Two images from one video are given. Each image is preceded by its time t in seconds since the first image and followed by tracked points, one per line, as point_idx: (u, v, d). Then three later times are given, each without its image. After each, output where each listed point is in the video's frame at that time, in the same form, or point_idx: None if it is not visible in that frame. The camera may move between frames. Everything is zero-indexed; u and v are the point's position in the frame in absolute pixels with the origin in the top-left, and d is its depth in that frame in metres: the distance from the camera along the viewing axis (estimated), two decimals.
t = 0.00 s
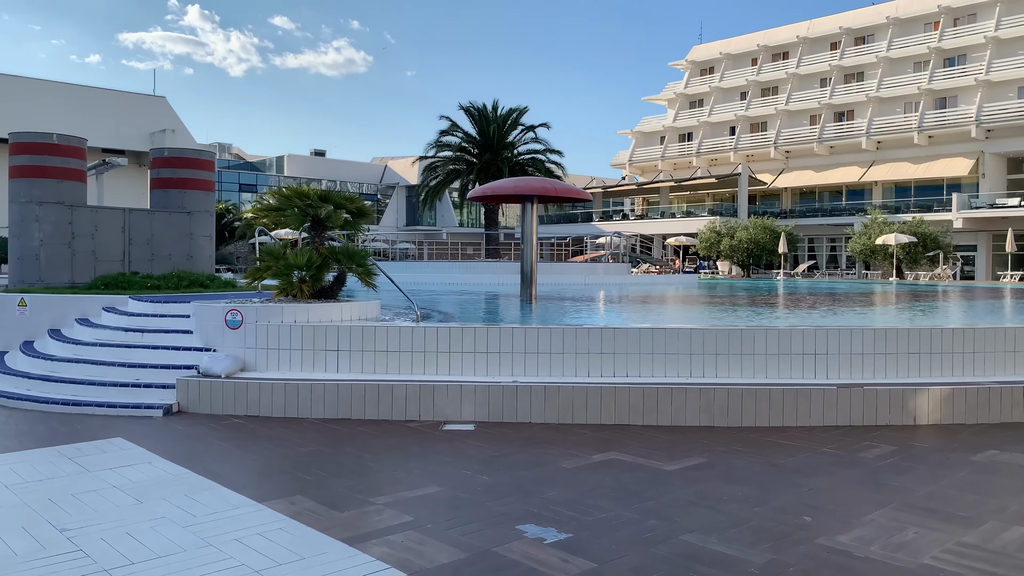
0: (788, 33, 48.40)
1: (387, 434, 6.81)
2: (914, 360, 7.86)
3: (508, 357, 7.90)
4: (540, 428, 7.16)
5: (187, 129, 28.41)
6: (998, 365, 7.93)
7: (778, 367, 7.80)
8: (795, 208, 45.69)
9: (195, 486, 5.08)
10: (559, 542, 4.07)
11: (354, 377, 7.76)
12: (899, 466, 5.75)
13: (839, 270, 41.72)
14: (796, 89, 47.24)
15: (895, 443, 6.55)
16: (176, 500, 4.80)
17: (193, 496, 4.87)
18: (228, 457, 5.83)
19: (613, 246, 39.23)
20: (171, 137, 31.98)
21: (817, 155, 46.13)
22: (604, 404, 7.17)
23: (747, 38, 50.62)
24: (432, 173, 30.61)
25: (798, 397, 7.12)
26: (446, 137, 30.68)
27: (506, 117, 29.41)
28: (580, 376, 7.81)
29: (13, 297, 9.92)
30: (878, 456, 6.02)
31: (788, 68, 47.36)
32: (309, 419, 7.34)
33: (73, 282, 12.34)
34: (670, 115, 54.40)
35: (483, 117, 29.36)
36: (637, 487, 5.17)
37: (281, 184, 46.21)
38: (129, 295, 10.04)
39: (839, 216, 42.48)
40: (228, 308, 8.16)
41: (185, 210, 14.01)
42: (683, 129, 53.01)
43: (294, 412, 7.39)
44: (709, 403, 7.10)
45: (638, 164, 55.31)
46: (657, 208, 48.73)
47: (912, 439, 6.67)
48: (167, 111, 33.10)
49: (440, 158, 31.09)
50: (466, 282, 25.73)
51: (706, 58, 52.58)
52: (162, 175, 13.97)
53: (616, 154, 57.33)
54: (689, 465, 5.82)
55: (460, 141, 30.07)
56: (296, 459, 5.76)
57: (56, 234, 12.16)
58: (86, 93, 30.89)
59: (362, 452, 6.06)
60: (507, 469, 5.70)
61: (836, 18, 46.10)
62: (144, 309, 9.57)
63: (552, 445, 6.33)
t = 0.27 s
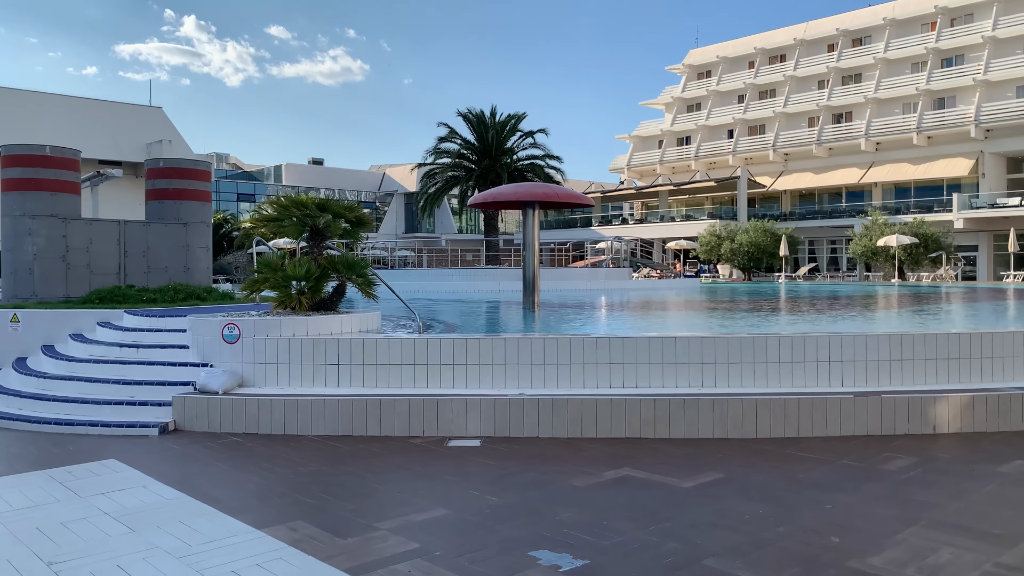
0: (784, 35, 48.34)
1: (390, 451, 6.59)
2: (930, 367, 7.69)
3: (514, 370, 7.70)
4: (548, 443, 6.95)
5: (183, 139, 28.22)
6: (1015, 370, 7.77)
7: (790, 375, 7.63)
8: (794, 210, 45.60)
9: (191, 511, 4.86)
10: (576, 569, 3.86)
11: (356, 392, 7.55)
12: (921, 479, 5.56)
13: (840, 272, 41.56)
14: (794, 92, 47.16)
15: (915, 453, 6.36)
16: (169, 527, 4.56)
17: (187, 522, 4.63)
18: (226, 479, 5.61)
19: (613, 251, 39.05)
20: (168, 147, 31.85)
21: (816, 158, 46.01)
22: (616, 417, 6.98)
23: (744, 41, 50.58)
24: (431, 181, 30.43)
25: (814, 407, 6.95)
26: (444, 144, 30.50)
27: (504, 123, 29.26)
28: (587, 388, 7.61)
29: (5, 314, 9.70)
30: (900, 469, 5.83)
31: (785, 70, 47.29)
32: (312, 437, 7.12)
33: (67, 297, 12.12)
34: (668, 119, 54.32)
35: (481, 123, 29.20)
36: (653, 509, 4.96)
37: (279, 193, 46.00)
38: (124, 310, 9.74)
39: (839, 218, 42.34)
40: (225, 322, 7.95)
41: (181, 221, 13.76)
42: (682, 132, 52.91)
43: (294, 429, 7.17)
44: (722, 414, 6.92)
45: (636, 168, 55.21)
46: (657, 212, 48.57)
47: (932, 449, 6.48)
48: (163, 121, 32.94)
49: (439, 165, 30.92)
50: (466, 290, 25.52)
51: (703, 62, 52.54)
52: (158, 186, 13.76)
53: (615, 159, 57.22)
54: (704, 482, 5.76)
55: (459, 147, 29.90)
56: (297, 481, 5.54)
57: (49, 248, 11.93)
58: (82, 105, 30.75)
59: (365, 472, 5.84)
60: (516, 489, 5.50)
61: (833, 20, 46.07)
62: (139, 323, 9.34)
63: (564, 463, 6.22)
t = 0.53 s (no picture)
0: (788, 39, 48.19)
1: (393, 463, 6.37)
2: (951, 375, 7.47)
3: (521, 378, 7.48)
4: (557, 455, 6.73)
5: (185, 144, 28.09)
6: None
7: (804, 384, 7.42)
8: (799, 215, 45.36)
9: (184, 527, 4.61)
10: None
11: (358, 402, 7.32)
12: (949, 493, 5.33)
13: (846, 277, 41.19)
14: (798, 96, 46.97)
15: (939, 464, 6.13)
16: (160, 545, 4.32)
17: (179, 540, 4.39)
18: (223, 493, 5.38)
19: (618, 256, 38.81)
20: (169, 152, 31.83)
21: (821, 162, 45.78)
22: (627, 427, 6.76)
23: (748, 45, 50.43)
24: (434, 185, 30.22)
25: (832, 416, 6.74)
26: (447, 149, 30.29)
27: (508, 127, 29.07)
28: (596, 397, 7.39)
29: None
30: (925, 482, 5.59)
31: (789, 74, 47.12)
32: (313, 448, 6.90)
33: (64, 303, 11.89)
34: (672, 124, 54.14)
35: (484, 128, 29.01)
36: (671, 526, 4.73)
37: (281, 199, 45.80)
38: (120, 316, 9.62)
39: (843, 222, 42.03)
40: (222, 329, 7.71)
41: (180, 226, 13.56)
42: (685, 137, 52.71)
43: (294, 440, 6.94)
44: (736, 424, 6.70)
45: (640, 173, 55.01)
46: (661, 217, 48.34)
47: (956, 460, 6.26)
48: (164, 127, 32.94)
49: (442, 170, 30.72)
50: (470, 295, 25.28)
51: (707, 66, 52.40)
52: (156, 190, 13.56)
53: (618, 164, 57.03)
54: (720, 496, 5.61)
55: (462, 152, 29.70)
56: (297, 495, 5.31)
57: (45, 253, 11.71)
58: (84, 110, 30.61)
59: (367, 486, 5.62)
60: (525, 505, 5.28)
61: (838, 23, 45.90)
62: (135, 330, 9.11)
63: (575, 477, 6.05)
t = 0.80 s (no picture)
0: (816, 42, 47.44)
1: (408, 467, 6.16)
2: (992, 387, 7.12)
3: (542, 381, 7.24)
4: (577, 463, 6.49)
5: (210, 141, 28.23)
6: None
7: (838, 393, 7.11)
8: (825, 219, 44.61)
9: (189, 531, 4.44)
10: None
11: (374, 402, 7.13)
12: (995, 513, 5.01)
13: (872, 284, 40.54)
14: (825, 99, 46.20)
15: (982, 481, 5.80)
16: (163, 549, 4.15)
17: (183, 546, 4.22)
18: (232, 495, 5.21)
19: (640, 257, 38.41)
20: (193, 147, 31.98)
21: (848, 166, 44.99)
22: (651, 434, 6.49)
23: (775, 47, 49.72)
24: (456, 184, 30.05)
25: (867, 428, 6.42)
26: (470, 148, 30.10)
27: (532, 126, 28.83)
28: (620, 403, 7.13)
29: (17, 312, 9.38)
30: (968, 500, 5.28)
31: (817, 77, 46.37)
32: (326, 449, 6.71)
33: (82, 296, 11.87)
34: (697, 126, 53.57)
35: (507, 127, 28.79)
36: (699, 542, 4.47)
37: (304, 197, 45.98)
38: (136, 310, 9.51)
39: (869, 228, 41.31)
40: (237, 325, 7.56)
41: (199, 221, 13.51)
42: (710, 139, 52.11)
43: (308, 441, 6.75)
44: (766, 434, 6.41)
45: (664, 175, 54.49)
46: (684, 219, 47.81)
47: (999, 477, 5.93)
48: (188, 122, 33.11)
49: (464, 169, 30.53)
50: (490, 295, 25.10)
51: (733, 68, 51.78)
52: (177, 184, 13.52)
53: (642, 165, 56.55)
54: (750, 510, 5.34)
55: (485, 151, 29.51)
56: (309, 499, 5.13)
57: (65, 246, 11.69)
58: (111, 107, 30.94)
59: (381, 491, 5.42)
60: (544, 516, 5.05)
61: (867, 26, 45.09)
62: (151, 325, 9.00)
63: (597, 487, 5.82)
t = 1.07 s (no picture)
0: (868, 39, 46.07)
1: (443, 469, 5.98)
2: None
3: (584, 384, 6.99)
4: (618, 471, 6.23)
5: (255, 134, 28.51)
6: None
7: (895, 404, 6.74)
8: (874, 221, 43.29)
9: (220, 532, 4.31)
10: None
11: (410, 400, 6.98)
12: None
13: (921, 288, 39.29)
14: (876, 98, 44.83)
15: None
16: (192, 551, 4.02)
17: (211, 548, 4.08)
18: (265, 493, 5.09)
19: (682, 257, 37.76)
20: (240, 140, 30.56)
21: (899, 167, 43.58)
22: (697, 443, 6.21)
23: (825, 45, 48.43)
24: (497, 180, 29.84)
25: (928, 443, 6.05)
26: (512, 144, 29.86)
27: (575, 123, 28.48)
28: (664, 409, 6.85)
29: (60, 302, 9.44)
30: None
31: (868, 75, 45.02)
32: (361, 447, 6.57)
33: (125, 287, 11.99)
34: (743, 124, 52.50)
35: (550, 123, 28.48)
36: (750, 562, 4.20)
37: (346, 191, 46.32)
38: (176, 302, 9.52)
39: (919, 231, 39.85)
40: (276, 319, 7.46)
41: (242, 213, 13.58)
42: (756, 138, 51.01)
43: (343, 439, 6.62)
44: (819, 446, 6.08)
45: (707, 174, 53.53)
46: (728, 219, 46.86)
47: None
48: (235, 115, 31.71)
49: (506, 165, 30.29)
50: (529, 292, 24.85)
51: (781, 66, 50.60)
52: (220, 176, 13.58)
53: (685, 164, 55.66)
54: (804, 527, 5.02)
55: (526, 147, 29.25)
56: (342, 500, 4.98)
57: (109, 237, 11.81)
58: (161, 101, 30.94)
59: (415, 494, 5.25)
60: (585, 527, 4.81)
61: (922, 23, 43.61)
62: (190, 317, 8.99)
63: (640, 498, 5.56)
